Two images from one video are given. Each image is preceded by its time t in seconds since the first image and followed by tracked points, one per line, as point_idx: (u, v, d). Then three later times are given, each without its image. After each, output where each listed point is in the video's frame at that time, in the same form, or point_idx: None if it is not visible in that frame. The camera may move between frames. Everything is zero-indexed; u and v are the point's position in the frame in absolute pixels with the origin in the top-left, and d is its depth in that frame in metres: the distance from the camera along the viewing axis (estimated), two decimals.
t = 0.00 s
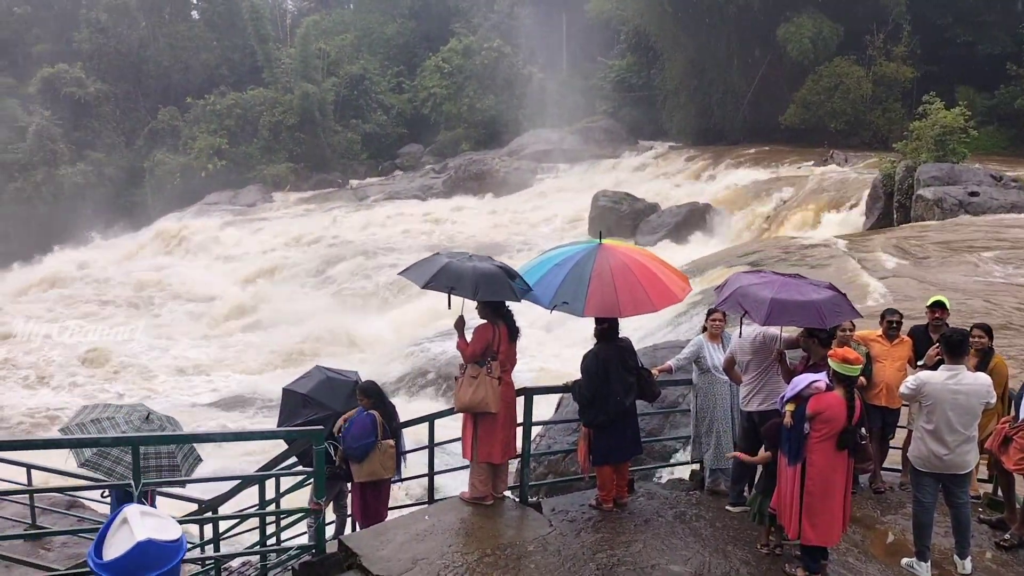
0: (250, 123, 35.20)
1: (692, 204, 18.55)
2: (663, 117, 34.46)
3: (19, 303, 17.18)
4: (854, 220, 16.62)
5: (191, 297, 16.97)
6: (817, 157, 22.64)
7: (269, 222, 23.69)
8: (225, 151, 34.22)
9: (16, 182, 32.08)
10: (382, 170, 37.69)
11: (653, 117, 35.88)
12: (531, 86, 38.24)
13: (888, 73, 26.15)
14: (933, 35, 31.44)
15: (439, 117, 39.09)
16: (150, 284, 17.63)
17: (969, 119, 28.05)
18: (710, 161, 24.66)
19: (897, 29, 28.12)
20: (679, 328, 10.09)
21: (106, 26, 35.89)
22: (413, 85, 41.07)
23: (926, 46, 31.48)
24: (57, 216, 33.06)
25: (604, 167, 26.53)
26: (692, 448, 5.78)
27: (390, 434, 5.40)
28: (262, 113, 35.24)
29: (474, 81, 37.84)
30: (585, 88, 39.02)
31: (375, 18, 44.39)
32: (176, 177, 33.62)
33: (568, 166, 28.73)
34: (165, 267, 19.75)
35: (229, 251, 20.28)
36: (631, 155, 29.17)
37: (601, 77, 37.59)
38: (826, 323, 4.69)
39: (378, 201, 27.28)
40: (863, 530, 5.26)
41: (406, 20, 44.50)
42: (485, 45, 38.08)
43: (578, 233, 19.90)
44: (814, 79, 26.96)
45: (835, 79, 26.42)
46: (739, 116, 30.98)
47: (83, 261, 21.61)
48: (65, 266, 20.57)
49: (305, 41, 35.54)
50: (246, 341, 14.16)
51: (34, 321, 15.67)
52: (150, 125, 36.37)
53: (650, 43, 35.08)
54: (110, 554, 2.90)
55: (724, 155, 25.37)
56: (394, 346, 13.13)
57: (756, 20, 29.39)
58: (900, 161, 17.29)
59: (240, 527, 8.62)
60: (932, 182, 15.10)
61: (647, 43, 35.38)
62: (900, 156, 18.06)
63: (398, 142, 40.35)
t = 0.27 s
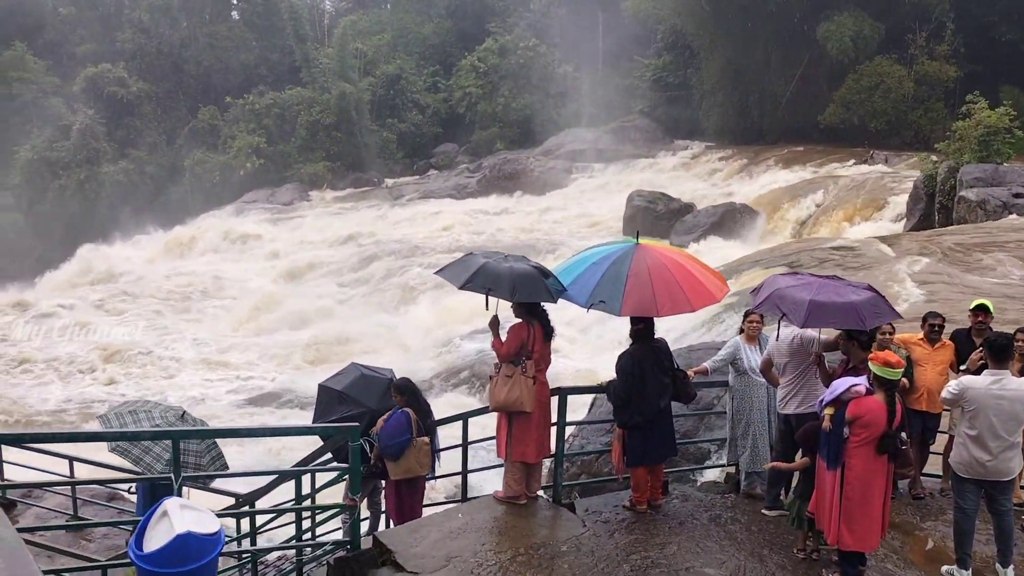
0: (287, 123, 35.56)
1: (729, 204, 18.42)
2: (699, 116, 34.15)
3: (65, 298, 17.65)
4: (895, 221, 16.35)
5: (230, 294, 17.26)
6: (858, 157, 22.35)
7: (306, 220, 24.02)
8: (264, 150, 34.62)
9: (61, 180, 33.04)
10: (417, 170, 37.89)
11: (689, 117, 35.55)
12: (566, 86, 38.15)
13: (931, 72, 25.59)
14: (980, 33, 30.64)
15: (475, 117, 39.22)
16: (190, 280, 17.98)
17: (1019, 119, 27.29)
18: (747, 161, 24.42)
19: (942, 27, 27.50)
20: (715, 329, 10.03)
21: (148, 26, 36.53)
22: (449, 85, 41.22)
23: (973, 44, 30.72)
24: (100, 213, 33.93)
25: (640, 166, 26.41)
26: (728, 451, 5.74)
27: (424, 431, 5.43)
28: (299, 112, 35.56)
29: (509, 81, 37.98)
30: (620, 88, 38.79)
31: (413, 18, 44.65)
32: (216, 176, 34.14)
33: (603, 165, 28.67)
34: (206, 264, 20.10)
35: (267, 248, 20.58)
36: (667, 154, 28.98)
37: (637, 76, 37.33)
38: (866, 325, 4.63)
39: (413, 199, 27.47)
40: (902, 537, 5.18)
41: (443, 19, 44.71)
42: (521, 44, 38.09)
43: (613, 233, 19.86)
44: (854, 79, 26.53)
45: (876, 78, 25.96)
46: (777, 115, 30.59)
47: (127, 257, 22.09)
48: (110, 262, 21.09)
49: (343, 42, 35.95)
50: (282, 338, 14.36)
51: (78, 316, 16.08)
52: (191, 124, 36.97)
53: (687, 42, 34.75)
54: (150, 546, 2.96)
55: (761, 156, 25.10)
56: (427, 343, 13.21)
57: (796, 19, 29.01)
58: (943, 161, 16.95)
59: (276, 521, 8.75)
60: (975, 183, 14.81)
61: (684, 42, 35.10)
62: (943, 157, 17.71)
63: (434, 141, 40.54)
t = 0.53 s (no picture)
0: (329, 123, 35.91)
1: (773, 204, 18.19)
2: (742, 115, 33.67)
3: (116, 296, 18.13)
4: (944, 222, 15.95)
5: (273, 294, 17.54)
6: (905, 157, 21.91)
7: (348, 219, 24.30)
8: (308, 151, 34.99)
9: (110, 179, 34.06)
10: (457, 170, 37.99)
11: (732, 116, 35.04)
12: (607, 86, 37.94)
13: (983, 70, 24.77)
14: None
15: (515, 117, 39.23)
16: (234, 279, 18.30)
17: None
18: (792, 161, 24.05)
19: (996, 23, 26.61)
20: (758, 332, 9.93)
21: (194, 29, 37.19)
22: (490, 85, 41.28)
23: None
24: (146, 212, 34.62)
25: (682, 166, 26.19)
26: (771, 455, 5.67)
27: (464, 431, 5.45)
28: (341, 113, 35.87)
29: (550, 81, 37.92)
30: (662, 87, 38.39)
31: (455, 18, 44.87)
32: (260, 176, 34.65)
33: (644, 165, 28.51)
34: (251, 263, 20.46)
35: (309, 247, 20.85)
36: (709, 154, 28.69)
37: (679, 75, 36.94)
38: (915, 326, 4.56)
39: (454, 200, 27.62)
40: (950, 545, 5.08)
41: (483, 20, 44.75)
42: (562, 44, 38.00)
43: (654, 234, 19.75)
44: (903, 77, 25.89)
45: (926, 76, 25.29)
46: (823, 114, 30.03)
47: (176, 255, 22.60)
48: (160, 261, 21.62)
49: (384, 43, 36.22)
50: (323, 336, 14.53)
51: (127, 314, 16.49)
52: (236, 126, 37.60)
53: (729, 40, 34.28)
54: (196, 540, 2.99)
55: (806, 155, 24.69)
56: (467, 342, 13.27)
57: (841, 16, 28.47)
58: (996, 161, 16.47)
59: (319, 518, 8.89)
60: None
61: (727, 41, 34.65)
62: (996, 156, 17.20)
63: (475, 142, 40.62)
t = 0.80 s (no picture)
0: (360, 125, 36.16)
1: (806, 206, 18.01)
2: (775, 116, 33.34)
3: (153, 295, 18.47)
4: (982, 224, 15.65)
5: (305, 294, 17.73)
6: (942, 159, 21.55)
7: (379, 220, 24.50)
8: (340, 152, 35.25)
9: (146, 180, 34.57)
10: (487, 171, 38.09)
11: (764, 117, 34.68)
12: (638, 87, 37.80)
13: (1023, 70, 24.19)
14: None
15: (545, 118, 39.26)
16: (267, 279, 18.53)
17: None
18: (825, 162, 23.78)
19: None
20: (791, 335, 9.84)
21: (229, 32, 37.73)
22: (521, 87, 41.33)
23: None
24: (179, 213, 35.18)
25: (713, 167, 26.04)
26: (803, 460, 5.63)
27: (493, 432, 5.46)
28: (372, 115, 36.12)
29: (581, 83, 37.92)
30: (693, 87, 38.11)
31: (486, 20, 45.03)
32: (292, 177, 35.00)
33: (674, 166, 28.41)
34: (284, 263, 20.71)
35: (341, 248, 21.03)
36: (741, 155, 28.49)
37: (710, 76, 36.67)
38: (953, 329, 4.50)
39: (483, 201, 27.71)
40: (987, 552, 5.00)
41: (514, 21, 44.84)
42: (593, 45, 37.96)
43: (685, 236, 19.66)
44: (939, 77, 25.44)
45: (962, 76, 24.82)
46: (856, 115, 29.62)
47: (212, 255, 22.96)
48: (196, 261, 21.98)
49: (415, 45, 36.46)
50: (354, 336, 14.65)
51: (163, 312, 16.78)
52: (270, 128, 38.07)
53: (762, 41, 33.96)
54: (231, 537, 2.94)
55: (840, 157, 24.40)
56: (496, 344, 13.30)
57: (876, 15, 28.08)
58: None
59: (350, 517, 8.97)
60: None
61: (759, 41, 34.34)
62: None
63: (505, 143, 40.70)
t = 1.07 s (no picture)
0: (381, 126, 36.26)
1: (828, 209, 17.89)
2: (796, 118, 33.11)
3: (175, 294, 18.66)
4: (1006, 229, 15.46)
5: (324, 293, 17.82)
6: (967, 162, 21.30)
7: (398, 220, 24.58)
8: (360, 152, 35.36)
9: (168, 179, 34.70)
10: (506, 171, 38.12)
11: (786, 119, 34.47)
12: (658, 88, 37.67)
13: None
14: None
15: (565, 119, 39.25)
16: (287, 279, 18.65)
17: None
18: (847, 164, 23.59)
19: None
20: (811, 339, 9.79)
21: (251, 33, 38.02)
22: (541, 87, 41.33)
23: None
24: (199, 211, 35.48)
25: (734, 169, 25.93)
26: (823, 464, 5.59)
27: (511, 432, 5.46)
28: (393, 116, 36.26)
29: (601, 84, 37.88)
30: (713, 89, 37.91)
31: (507, 20, 45.05)
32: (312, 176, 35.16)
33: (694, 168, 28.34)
34: (305, 263, 20.84)
35: (360, 247, 21.12)
36: (762, 157, 28.33)
37: (731, 77, 36.50)
38: (980, 337, 4.46)
39: (502, 201, 27.75)
40: (1010, 560, 4.95)
41: (535, 21, 44.81)
42: (614, 46, 37.89)
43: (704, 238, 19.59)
44: (964, 79, 25.14)
45: (988, 78, 24.47)
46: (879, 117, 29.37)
47: (234, 254, 23.15)
48: (218, 260, 22.18)
49: (436, 45, 36.55)
50: (372, 336, 14.71)
51: (185, 310, 16.93)
52: (290, 127, 38.30)
53: (784, 42, 33.73)
54: (250, 533, 2.93)
55: (863, 159, 24.20)
56: (514, 345, 13.32)
57: (899, 17, 27.81)
58: None
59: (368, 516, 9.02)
60: None
61: (781, 42, 34.12)
62: None
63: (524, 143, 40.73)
